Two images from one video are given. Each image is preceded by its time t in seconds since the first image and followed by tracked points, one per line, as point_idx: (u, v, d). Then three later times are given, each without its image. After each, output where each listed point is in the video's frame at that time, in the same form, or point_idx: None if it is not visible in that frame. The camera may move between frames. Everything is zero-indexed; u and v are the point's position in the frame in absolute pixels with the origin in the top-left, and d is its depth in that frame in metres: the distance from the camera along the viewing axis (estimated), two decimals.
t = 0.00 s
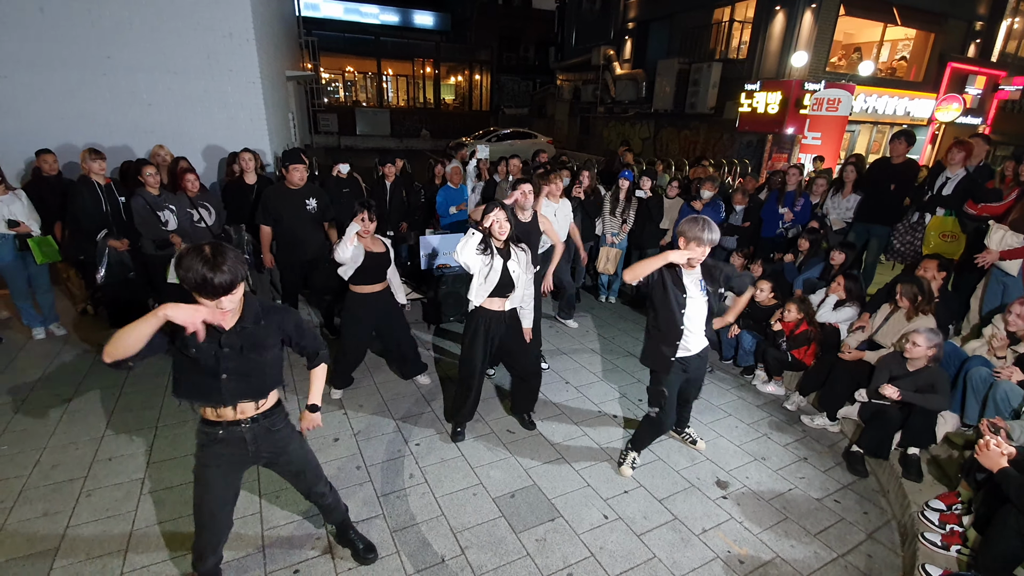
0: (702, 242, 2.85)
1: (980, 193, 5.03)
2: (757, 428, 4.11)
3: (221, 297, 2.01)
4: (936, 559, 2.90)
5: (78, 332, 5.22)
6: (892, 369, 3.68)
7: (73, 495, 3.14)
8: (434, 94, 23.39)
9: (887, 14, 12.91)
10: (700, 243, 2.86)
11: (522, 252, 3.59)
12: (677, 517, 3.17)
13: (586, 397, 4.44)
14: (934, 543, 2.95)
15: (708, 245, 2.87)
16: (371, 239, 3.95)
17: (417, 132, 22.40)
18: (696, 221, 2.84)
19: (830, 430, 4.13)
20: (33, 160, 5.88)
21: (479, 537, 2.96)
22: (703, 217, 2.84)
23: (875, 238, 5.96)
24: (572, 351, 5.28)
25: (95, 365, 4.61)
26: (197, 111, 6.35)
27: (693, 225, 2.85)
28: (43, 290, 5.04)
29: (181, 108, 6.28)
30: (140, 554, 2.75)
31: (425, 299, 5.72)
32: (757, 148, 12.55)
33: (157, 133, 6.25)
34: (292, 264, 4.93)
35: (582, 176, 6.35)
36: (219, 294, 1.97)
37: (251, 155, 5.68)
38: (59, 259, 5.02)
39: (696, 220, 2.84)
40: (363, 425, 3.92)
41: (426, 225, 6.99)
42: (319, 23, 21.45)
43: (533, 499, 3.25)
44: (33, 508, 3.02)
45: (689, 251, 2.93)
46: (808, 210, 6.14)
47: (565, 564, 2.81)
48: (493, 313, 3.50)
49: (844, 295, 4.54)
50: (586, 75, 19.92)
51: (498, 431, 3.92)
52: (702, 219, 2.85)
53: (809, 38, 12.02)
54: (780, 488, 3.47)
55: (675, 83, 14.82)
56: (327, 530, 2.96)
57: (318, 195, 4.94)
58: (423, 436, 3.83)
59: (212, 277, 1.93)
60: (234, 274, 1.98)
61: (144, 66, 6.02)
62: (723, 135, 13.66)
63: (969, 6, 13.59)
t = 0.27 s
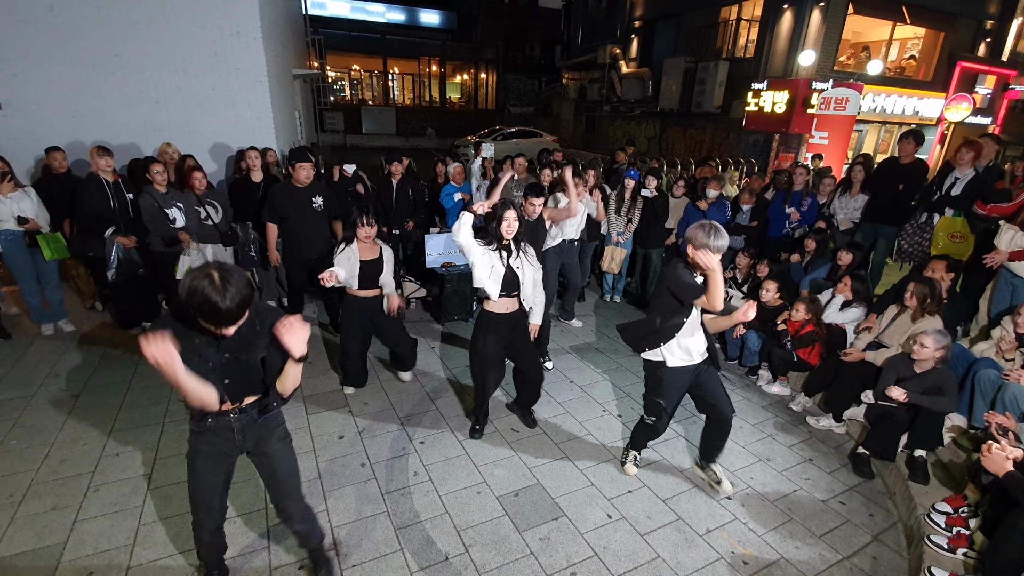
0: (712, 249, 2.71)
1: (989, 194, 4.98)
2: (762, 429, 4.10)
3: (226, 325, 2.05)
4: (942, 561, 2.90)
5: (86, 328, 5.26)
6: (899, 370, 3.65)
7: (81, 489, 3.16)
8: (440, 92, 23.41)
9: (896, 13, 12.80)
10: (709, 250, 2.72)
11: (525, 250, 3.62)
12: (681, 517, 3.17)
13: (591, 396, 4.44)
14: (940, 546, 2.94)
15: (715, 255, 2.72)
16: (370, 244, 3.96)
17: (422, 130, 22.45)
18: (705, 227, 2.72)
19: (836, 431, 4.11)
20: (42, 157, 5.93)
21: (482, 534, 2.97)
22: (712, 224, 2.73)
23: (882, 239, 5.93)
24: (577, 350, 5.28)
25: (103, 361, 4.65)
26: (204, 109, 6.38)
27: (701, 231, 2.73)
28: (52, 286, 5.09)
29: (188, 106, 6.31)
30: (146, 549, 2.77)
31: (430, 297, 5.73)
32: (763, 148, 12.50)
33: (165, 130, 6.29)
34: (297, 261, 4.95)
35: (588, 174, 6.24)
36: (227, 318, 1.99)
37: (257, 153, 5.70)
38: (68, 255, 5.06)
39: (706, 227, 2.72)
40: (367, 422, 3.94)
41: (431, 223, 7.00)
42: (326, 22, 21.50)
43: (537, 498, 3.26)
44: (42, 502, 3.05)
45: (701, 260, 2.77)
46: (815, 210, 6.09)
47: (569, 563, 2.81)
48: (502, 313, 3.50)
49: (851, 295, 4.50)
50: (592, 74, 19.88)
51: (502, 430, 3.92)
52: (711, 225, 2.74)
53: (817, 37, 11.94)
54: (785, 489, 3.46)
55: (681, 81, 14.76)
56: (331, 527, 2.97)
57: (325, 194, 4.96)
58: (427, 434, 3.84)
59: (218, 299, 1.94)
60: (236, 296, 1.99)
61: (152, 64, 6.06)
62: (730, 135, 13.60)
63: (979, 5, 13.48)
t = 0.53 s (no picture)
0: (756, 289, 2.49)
1: (1002, 194, 4.93)
2: (768, 430, 4.07)
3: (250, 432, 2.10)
4: (950, 566, 2.87)
5: (96, 325, 5.32)
6: (908, 373, 3.62)
7: (91, 484, 3.20)
8: (447, 91, 23.43)
9: (908, 11, 12.67)
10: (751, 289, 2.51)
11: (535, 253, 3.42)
12: (687, 518, 3.16)
13: (596, 396, 4.43)
14: (949, 550, 2.92)
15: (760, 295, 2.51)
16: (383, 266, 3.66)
17: (429, 129, 22.50)
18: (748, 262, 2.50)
19: (843, 433, 4.08)
20: (54, 155, 5.99)
21: (487, 533, 2.97)
22: (756, 260, 2.49)
23: (892, 239, 5.88)
24: (583, 350, 5.27)
25: (113, 358, 4.70)
26: (213, 108, 6.43)
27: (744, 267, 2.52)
28: (63, 283, 5.15)
29: (197, 105, 6.36)
30: (155, 543, 2.80)
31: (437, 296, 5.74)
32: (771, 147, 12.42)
33: (174, 129, 6.34)
34: (305, 260, 4.97)
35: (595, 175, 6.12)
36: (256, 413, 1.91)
37: (265, 152, 5.73)
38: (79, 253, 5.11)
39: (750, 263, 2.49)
40: (373, 421, 3.96)
41: (438, 222, 7.02)
42: (334, 21, 21.58)
43: (542, 497, 3.26)
44: (53, 497, 3.09)
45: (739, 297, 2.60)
46: (824, 210, 6.11)
47: (573, 563, 2.81)
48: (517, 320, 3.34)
49: (859, 296, 4.47)
50: (599, 73, 19.82)
51: (508, 429, 3.93)
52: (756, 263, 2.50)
53: (826, 36, 11.84)
54: (791, 490, 3.44)
55: (689, 80, 14.69)
56: (337, 524, 2.99)
57: (332, 192, 4.99)
58: (433, 432, 3.85)
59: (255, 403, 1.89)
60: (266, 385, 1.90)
61: (162, 63, 6.11)
62: (738, 134, 13.52)
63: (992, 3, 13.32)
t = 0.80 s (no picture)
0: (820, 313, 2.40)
1: (1013, 195, 4.92)
2: (773, 432, 4.05)
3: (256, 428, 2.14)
4: (957, 569, 2.84)
5: (104, 322, 5.36)
6: (915, 375, 3.60)
7: (98, 481, 3.22)
8: (452, 90, 23.45)
9: (916, 11, 12.58)
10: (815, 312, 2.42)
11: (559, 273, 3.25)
12: (691, 519, 3.15)
13: (601, 397, 4.42)
14: (956, 553, 2.89)
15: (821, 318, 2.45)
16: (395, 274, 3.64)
17: (434, 129, 22.55)
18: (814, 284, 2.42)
19: (849, 435, 4.06)
20: (63, 154, 6.03)
21: (491, 533, 2.97)
22: (825, 283, 2.42)
23: (900, 241, 5.84)
24: (587, 350, 5.26)
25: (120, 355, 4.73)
26: (220, 107, 6.46)
27: (808, 289, 2.44)
28: (71, 280, 5.18)
29: (204, 104, 6.39)
30: (161, 539, 2.82)
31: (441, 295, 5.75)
32: (778, 147, 12.36)
33: (182, 128, 6.37)
34: (311, 258, 4.99)
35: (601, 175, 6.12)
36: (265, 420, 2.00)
37: (271, 151, 5.74)
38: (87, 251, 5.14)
39: (818, 287, 2.41)
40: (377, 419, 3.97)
41: (443, 221, 7.03)
42: (340, 21, 21.64)
43: (545, 497, 3.26)
44: (61, 492, 3.11)
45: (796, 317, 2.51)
46: (831, 210, 6.01)
47: (577, 563, 2.81)
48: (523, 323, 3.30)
49: (866, 298, 4.43)
50: (605, 72, 19.79)
51: (512, 429, 3.93)
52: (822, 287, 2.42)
53: (834, 35, 11.77)
54: (797, 493, 3.42)
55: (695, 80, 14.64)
56: (342, 522, 3.00)
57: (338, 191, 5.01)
58: (437, 431, 3.86)
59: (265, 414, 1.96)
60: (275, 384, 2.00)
61: (170, 63, 6.14)
62: (743, 134, 13.47)
63: (1002, 3, 13.20)
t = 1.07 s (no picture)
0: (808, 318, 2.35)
1: (1018, 196, 4.90)
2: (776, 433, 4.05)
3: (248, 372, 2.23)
4: (961, 573, 2.84)
5: (107, 321, 5.37)
6: (919, 377, 3.59)
7: (102, 478, 3.24)
8: (456, 90, 23.48)
9: (922, 11, 12.52)
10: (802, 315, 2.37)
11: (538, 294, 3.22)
12: (692, 520, 3.15)
13: (603, 397, 4.42)
14: (960, 557, 2.88)
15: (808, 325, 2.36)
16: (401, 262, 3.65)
17: (437, 128, 22.57)
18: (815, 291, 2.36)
19: (853, 437, 4.04)
20: (68, 153, 6.06)
21: (492, 533, 2.97)
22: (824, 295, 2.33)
23: (904, 242, 5.82)
24: (590, 351, 5.25)
25: (124, 353, 4.75)
26: (224, 107, 6.48)
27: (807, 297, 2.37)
28: (76, 279, 5.20)
29: (209, 103, 6.41)
30: (163, 538, 2.83)
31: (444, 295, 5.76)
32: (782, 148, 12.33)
33: (186, 127, 6.39)
34: (314, 258, 5.00)
35: (603, 175, 6.16)
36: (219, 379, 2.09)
37: (275, 150, 5.74)
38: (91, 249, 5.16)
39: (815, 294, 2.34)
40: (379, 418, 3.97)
41: (445, 221, 7.04)
42: (343, 20, 21.69)
43: (547, 497, 3.25)
44: (64, 490, 3.13)
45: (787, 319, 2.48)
46: (835, 211, 6.02)
47: (578, 564, 2.80)
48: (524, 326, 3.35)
49: (870, 299, 4.39)
50: (608, 73, 19.77)
51: (513, 429, 3.93)
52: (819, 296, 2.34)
53: (839, 35, 11.72)
54: (799, 494, 3.41)
55: (699, 80, 14.61)
56: (344, 521, 3.00)
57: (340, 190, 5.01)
58: (439, 431, 3.85)
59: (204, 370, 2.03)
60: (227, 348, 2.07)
61: (174, 63, 6.16)
62: (747, 134, 13.44)
63: (1008, 3, 13.13)
